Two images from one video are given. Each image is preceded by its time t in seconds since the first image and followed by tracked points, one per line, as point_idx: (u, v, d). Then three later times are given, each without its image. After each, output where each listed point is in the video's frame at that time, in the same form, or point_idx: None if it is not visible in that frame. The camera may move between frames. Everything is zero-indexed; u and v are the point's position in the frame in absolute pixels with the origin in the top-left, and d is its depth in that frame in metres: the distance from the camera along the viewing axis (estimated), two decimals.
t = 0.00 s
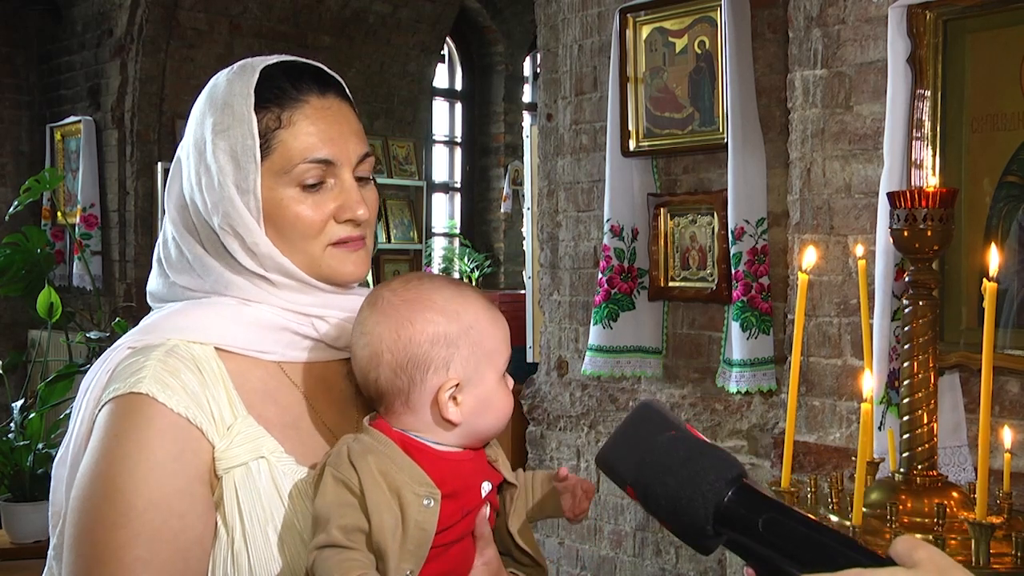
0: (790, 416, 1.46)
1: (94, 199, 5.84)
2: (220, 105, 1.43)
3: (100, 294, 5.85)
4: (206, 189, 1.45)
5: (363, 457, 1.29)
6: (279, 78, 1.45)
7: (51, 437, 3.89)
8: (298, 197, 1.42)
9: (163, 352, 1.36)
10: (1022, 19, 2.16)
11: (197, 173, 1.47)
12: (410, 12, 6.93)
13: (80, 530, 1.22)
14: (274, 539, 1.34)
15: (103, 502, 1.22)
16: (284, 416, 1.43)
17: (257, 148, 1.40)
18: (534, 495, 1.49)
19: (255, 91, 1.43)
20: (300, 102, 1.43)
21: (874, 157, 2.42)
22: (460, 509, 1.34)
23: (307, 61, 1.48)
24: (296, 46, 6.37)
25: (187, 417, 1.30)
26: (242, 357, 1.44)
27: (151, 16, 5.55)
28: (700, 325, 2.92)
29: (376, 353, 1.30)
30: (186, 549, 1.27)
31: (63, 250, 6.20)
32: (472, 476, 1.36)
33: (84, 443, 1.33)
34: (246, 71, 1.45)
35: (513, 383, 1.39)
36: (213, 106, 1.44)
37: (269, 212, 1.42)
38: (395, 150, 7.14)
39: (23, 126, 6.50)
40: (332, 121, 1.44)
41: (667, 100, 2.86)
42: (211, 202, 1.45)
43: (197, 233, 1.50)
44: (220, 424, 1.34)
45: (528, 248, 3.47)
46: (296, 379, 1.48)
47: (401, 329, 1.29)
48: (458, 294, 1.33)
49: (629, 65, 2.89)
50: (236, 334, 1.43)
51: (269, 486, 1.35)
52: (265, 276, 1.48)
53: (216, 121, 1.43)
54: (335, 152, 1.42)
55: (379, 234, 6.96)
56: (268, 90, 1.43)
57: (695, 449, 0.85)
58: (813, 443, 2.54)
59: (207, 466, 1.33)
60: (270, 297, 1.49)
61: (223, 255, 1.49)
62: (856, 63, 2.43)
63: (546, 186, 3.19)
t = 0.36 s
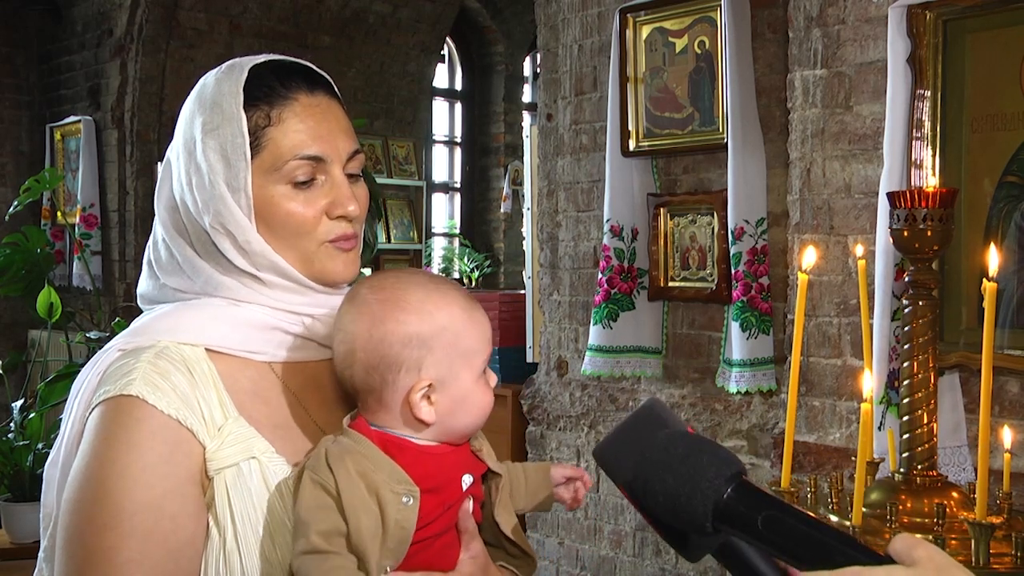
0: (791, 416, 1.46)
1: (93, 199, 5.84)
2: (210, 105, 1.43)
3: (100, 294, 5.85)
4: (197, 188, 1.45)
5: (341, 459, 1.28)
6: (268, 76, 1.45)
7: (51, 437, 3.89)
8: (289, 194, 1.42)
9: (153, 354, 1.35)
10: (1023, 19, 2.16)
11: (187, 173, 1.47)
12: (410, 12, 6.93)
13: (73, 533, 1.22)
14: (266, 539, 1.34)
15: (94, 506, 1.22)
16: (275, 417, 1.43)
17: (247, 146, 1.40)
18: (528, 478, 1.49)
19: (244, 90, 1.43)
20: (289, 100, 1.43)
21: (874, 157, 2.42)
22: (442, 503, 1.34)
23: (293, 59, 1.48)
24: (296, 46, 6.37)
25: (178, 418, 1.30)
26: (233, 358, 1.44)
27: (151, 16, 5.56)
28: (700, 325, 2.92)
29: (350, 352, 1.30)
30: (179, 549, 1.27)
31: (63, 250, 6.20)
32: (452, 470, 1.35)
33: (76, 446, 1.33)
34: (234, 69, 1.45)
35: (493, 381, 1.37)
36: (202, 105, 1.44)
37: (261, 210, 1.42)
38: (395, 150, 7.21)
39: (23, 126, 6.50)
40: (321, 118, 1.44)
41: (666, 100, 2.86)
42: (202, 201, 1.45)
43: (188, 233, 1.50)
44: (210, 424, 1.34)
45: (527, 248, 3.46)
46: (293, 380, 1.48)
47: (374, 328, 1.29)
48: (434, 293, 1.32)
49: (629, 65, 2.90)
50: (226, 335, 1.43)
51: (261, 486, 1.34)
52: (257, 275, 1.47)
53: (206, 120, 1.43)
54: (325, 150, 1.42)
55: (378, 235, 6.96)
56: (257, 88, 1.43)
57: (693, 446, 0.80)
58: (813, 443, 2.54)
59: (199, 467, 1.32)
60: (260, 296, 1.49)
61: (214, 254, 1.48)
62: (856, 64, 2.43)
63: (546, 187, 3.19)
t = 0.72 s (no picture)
0: (791, 416, 1.46)
1: (93, 199, 5.84)
2: (214, 108, 1.43)
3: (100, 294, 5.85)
4: (199, 191, 1.46)
5: (302, 472, 1.27)
6: (273, 80, 1.44)
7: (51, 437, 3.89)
8: (294, 199, 1.42)
9: (151, 354, 1.35)
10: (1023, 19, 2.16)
11: (189, 175, 1.47)
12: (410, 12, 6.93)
13: (69, 533, 1.22)
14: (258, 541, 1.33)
15: (90, 506, 1.21)
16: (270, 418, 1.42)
17: (253, 151, 1.40)
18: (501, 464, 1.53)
19: (249, 94, 1.43)
20: (296, 105, 1.43)
21: (874, 157, 2.42)
22: (408, 509, 1.32)
23: (299, 61, 1.47)
24: (296, 46, 6.37)
25: (174, 418, 1.30)
26: (229, 356, 1.44)
27: (151, 16, 5.56)
28: (700, 325, 2.92)
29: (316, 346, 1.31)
30: (174, 550, 1.27)
31: (63, 250, 6.20)
32: (415, 475, 1.33)
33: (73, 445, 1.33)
34: (239, 72, 1.45)
35: (465, 377, 1.37)
36: (207, 108, 1.44)
37: (264, 214, 1.43)
38: (395, 150, 7.17)
39: (23, 126, 6.50)
40: (327, 123, 1.44)
41: (666, 100, 2.86)
42: (204, 204, 1.45)
43: (187, 235, 1.51)
44: (206, 424, 1.33)
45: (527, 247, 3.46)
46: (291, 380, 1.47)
47: (336, 323, 1.30)
48: (397, 286, 1.32)
49: (629, 65, 2.90)
50: (223, 335, 1.43)
51: (253, 486, 1.34)
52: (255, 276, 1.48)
53: (210, 124, 1.43)
54: (332, 156, 1.42)
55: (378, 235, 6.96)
56: (262, 92, 1.43)
57: (692, 451, 0.81)
58: (814, 443, 2.54)
59: (193, 467, 1.32)
60: (258, 298, 1.49)
61: (213, 256, 1.49)
62: (856, 64, 2.43)
63: (546, 187, 3.19)
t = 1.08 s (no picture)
0: (791, 416, 1.46)
1: (93, 199, 5.85)
2: (206, 109, 1.43)
3: (100, 294, 5.84)
4: (197, 192, 1.46)
5: (310, 467, 1.26)
6: (263, 77, 1.45)
7: (51, 437, 3.88)
8: (288, 193, 1.42)
9: (154, 352, 1.35)
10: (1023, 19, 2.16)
11: (186, 177, 1.48)
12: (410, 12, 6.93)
13: (70, 530, 1.22)
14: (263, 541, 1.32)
15: (91, 504, 1.21)
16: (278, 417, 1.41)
17: (246, 147, 1.40)
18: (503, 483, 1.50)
19: (240, 92, 1.43)
20: (286, 100, 1.44)
21: (874, 157, 2.42)
22: (414, 502, 1.32)
23: (289, 59, 1.48)
24: (296, 46, 6.37)
25: (176, 416, 1.29)
26: (234, 357, 1.43)
27: (151, 16, 5.56)
28: (700, 325, 2.92)
29: (308, 355, 1.30)
30: (175, 549, 1.26)
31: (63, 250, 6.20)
32: (421, 469, 1.34)
33: (77, 443, 1.33)
34: (230, 72, 1.45)
35: (458, 356, 1.38)
36: (199, 110, 1.44)
37: (261, 211, 1.43)
38: (394, 150, 7.18)
39: (23, 126, 6.50)
40: (318, 116, 1.44)
41: (666, 100, 2.86)
42: (202, 204, 1.45)
43: (189, 236, 1.51)
44: (209, 423, 1.33)
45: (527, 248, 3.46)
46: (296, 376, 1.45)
47: (322, 327, 1.29)
48: (373, 283, 1.32)
49: (629, 65, 2.90)
50: (226, 333, 1.42)
51: (258, 487, 1.33)
52: (259, 276, 1.47)
53: (204, 124, 1.43)
54: (324, 147, 1.42)
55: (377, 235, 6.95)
56: (252, 89, 1.43)
57: (690, 450, 0.82)
58: (814, 444, 2.54)
59: (197, 467, 1.31)
60: (260, 297, 1.49)
61: (215, 255, 1.49)
62: (856, 64, 2.43)
63: (546, 187, 3.19)
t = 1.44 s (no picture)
0: (792, 417, 1.46)
1: (93, 199, 5.85)
2: (203, 113, 1.44)
3: (100, 294, 5.84)
4: (199, 195, 1.46)
5: (338, 475, 1.25)
6: (257, 77, 1.45)
7: (51, 437, 3.89)
8: (288, 190, 1.42)
9: (165, 344, 1.35)
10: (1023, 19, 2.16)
11: (188, 182, 1.48)
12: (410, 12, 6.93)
13: (81, 521, 1.21)
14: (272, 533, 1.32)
15: (102, 495, 1.20)
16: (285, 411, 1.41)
17: (242, 147, 1.40)
18: (515, 457, 1.56)
19: (235, 94, 1.43)
20: (280, 98, 1.44)
21: (874, 157, 2.42)
22: (435, 511, 1.32)
23: (284, 60, 1.48)
24: (296, 46, 6.37)
25: (188, 407, 1.29)
26: (245, 350, 1.43)
27: (151, 16, 5.56)
28: (700, 325, 2.92)
29: (345, 356, 1.27)
30: (186, 540, 1.26)
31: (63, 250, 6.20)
32: (441, 477, 1.34)
33: (87, 435, 1.33)
34: (225, 76, 1.45)
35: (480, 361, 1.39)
36: (197, 114, 1.44)
37: (262, 209, 1.43)
38: (394, 150, 7.19)
39: (23, 126, 6.50)
40: (313, 112, 1.44)
41: (666, 100, 2.86)
42: (204, 205, 1.45)
43: (195, 235, 1.51)
44: (220, 415, 1.33)
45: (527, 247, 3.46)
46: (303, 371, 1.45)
47: (366, 329, 1.27)
48: (413, 285, 1.32)
49: (629, 66, 2.90)
50: (236, 327, 1.42)
51: (266, 479, 1.33)
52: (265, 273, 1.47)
53: (201, 127, 1.43)
54: (320, 143, 1.42)
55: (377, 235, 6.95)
56: (247, 90, 1.43)
57: (695, 444, 0.81)
58: (814, 444, 2.54)
59: (207, 458, 1.31)
60: (270, 292, 1.48)
61: (221, 254, 1.49)
62: (856, 64, 2.43)
63: (546, 187, 3.19)
